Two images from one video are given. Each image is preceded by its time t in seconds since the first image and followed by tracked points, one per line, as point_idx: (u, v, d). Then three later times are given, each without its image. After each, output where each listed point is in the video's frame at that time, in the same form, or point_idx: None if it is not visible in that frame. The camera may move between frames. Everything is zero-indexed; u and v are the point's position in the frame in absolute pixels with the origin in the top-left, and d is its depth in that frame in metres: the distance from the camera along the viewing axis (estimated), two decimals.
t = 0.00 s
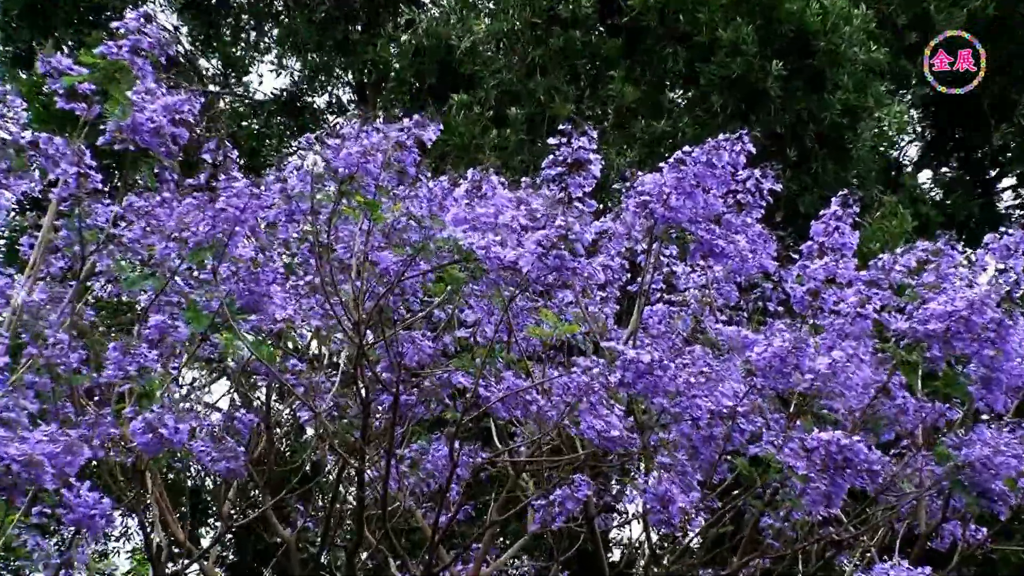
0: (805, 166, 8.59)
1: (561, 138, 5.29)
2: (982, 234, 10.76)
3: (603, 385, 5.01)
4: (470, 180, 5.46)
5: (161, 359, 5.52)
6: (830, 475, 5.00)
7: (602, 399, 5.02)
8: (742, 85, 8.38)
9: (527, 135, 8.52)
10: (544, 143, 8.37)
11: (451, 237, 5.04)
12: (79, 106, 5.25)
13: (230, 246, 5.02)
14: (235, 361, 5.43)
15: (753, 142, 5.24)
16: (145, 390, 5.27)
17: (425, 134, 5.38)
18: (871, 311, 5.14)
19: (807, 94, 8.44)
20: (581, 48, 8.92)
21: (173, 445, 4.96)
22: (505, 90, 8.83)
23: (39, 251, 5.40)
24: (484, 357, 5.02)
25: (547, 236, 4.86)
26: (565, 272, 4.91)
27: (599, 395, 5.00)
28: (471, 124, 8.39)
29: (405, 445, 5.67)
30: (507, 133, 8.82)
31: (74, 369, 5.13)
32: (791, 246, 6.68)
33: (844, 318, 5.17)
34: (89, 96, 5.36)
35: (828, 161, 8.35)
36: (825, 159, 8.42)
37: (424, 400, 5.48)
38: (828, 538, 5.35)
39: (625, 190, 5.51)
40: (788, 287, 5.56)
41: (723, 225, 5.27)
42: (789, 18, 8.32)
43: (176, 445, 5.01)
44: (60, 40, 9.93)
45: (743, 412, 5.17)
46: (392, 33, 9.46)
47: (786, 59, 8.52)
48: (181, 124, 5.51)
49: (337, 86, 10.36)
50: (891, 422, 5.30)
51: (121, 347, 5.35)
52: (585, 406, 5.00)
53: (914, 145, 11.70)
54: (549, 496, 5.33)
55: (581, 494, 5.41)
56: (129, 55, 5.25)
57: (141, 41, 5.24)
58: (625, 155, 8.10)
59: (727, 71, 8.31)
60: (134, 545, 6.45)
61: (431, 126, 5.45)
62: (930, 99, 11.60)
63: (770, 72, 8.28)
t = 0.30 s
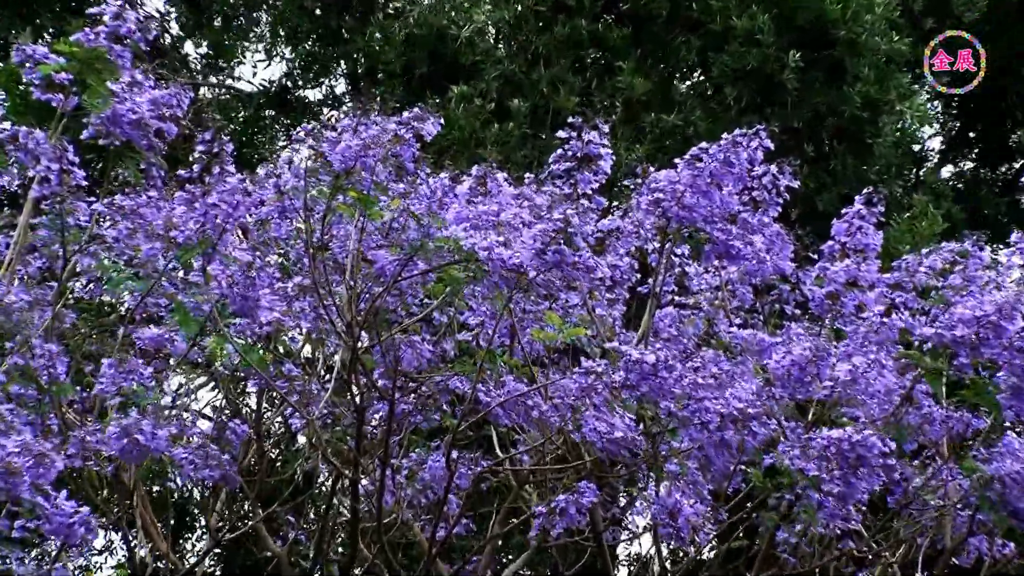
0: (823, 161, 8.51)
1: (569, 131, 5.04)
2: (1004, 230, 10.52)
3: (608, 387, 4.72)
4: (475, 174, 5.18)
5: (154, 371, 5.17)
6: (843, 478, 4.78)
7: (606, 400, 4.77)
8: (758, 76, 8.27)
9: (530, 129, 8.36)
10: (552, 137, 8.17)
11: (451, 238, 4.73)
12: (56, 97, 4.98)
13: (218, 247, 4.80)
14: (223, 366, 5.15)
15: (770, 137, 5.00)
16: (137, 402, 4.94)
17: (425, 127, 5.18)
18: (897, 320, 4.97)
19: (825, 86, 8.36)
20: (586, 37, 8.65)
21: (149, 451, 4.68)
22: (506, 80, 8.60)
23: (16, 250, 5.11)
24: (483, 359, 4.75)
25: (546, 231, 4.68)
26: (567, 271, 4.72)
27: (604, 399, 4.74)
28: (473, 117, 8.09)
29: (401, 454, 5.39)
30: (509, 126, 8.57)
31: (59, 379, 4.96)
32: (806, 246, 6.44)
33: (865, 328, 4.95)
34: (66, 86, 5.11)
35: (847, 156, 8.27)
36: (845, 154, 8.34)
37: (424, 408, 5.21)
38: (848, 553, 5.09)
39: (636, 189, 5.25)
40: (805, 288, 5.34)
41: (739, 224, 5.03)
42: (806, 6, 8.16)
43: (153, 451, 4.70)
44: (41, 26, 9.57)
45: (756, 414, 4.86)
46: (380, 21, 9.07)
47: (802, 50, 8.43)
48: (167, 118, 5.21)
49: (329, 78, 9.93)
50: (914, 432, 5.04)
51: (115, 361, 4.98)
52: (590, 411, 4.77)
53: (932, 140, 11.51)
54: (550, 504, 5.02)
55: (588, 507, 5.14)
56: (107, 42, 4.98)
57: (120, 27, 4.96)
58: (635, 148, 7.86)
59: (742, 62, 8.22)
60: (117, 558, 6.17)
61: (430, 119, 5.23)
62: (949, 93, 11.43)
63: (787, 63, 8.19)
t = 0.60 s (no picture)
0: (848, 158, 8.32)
1: (579, 128, 4.77)
2: None
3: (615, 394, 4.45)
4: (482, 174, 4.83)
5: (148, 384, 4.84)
6: (867, 489, 4.52)
7: (611, 407, 4.46)
8: (777, 71, 8.08)
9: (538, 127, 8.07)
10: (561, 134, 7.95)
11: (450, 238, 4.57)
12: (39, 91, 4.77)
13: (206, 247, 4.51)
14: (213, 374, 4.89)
15: (791, 133, 4.75)
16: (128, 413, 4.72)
17: (418, 121, 4.83)
18: (927, 325, 4.68)
19: (849, 80, 8.19)
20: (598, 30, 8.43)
21: (127, 461, 4.38)
22: (512, 75, 8.39)
23: None
24: (485, 362, 4.50)
25: (542, 228, 4.36)
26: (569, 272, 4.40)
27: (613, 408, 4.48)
28: (476, 114, 7.94)
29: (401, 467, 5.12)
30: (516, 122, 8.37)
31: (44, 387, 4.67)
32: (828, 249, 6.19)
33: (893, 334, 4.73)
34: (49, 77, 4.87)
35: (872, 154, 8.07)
36: (868, 152, 8.13)
37: (426, 419, 4.91)
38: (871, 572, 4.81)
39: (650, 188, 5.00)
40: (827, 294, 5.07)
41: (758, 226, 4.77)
42: None
43: (131, 462, 4.41)
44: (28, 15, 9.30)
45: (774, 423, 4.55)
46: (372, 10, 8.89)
47: (826, 43, 8.28)
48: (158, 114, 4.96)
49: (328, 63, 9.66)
50: (942, 445, 4.78)
51: (111, 373, 4.63)
52: (595, 419, 4.47)
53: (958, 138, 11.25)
54: (555, 522, 4.74)
55: (597, 522, 4.87)
56: (89, 33, 4.66)
57: (105, 17, 4.69)
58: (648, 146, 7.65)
59: (761, 54, 8.03)
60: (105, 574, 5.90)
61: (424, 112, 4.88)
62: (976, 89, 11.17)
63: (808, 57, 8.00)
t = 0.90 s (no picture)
0: (875, 155, 8.14)
1: (594, 123, 4.55)
2: None
3: (632, 407, 4.23)
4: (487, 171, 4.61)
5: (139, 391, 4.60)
6: (897, 509, 4.21)
7: (631, 423, 4.26)
8: (802, 65, 7.93)
9: (551, 122, 7.85)
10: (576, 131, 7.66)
11: (455, 241, 4.29)
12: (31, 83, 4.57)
13: (201, 254, 4.29)
14: (209, 383, 4.63)
15: (817, 129, 4.51)
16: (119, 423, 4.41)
17: (413, 113, 4.62)
18: (958, 327, 4.49)
19: (878, 73, 8.07)
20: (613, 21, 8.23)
21: (118, 479, 4.12)
22: (523, 68, 8.19)
23: None
24: (493, 373, 4.27)
25: (555, 231, 4.13)
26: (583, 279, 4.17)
27: (630, 419, 4.24)
28: (485, 108, 7.80)
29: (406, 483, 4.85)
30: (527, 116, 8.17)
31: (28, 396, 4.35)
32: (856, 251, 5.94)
33: (925, 337, 4.51)
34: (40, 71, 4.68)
35: (902, 153, 7.89)
36: (897, 148, 7.99)
37: (433, 430, 4.69)
38: None
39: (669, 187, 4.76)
40: (854, 298, 4.74)
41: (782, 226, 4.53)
42: None
43: (122, 479, 4.17)
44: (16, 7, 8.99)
45: (800, 435, 4.28)
46: None
47: (855, 34, 8.14)
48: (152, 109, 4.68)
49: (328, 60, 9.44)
50: (976, 458, 4.54)
51: (99, 373, 4.34)
52: (613, 433, 4.27)
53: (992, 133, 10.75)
54: (569, 536, 4.47)
55: (614, 540, 4.61)
56: (83, 26, 4.57)
57: (99, 8, 4.57)
58: (667, 143, 7.42)
59: (784, 46, 7.85)
60: None
61: (418, 104, 4.70)
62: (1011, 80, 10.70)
63: (834, 50, 7.86)
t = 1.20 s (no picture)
0: (904, 154, 8.03)
1: (606, 119, 4.31)
2: None
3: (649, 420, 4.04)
4: (494, 168, 4.35)
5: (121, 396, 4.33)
6: (929, 532, 3.94)
7: (649, 438, 4.08)
8: (827, 57, 7.81)
9: (562, 117, 7.64)
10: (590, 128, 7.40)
11: (467, 245, 4.07)
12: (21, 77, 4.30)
13: (195, 255, 3.99)
14: (202, 393, 4.37)
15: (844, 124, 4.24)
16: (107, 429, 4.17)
17: (425, 109, 4.36)
18: (995, 336, 4.16)
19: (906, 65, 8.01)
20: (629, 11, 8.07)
21: (119, 497, 3.86)
22: (535, 60, 7.93)
23: None
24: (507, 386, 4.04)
25: (578, 237, 3.94)
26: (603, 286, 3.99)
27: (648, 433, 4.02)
28: (494, 102, 7.45)
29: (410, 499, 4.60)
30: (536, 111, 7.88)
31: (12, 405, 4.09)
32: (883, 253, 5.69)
33: (955, 346, 4.21)
34: (30, 65, 4.41)
35: (930, 150, 7.79)
36: (927, 146, 7.86)
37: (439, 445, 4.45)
38: None
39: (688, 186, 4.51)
40: (885, 303, 4.50)
41: (806, 225, 4.22)
42: None
43: (121, 496, 3.91)
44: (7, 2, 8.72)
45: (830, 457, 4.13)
46: None
47: (880, 26, 8.17)
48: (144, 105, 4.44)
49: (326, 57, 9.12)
50: (1014, 475, 4.28)
51: (79, 376, 4.06)
52: (630, 448, 4.07)
53: None
54: (584, 558, 4.21)
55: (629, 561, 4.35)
56: (78, 18, 4.28)
57: None
58: (683, 140, 7.22)
59: (807, 39, 7.70)
60: None
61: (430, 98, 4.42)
62: None
63: (859, 41, 7.67)
